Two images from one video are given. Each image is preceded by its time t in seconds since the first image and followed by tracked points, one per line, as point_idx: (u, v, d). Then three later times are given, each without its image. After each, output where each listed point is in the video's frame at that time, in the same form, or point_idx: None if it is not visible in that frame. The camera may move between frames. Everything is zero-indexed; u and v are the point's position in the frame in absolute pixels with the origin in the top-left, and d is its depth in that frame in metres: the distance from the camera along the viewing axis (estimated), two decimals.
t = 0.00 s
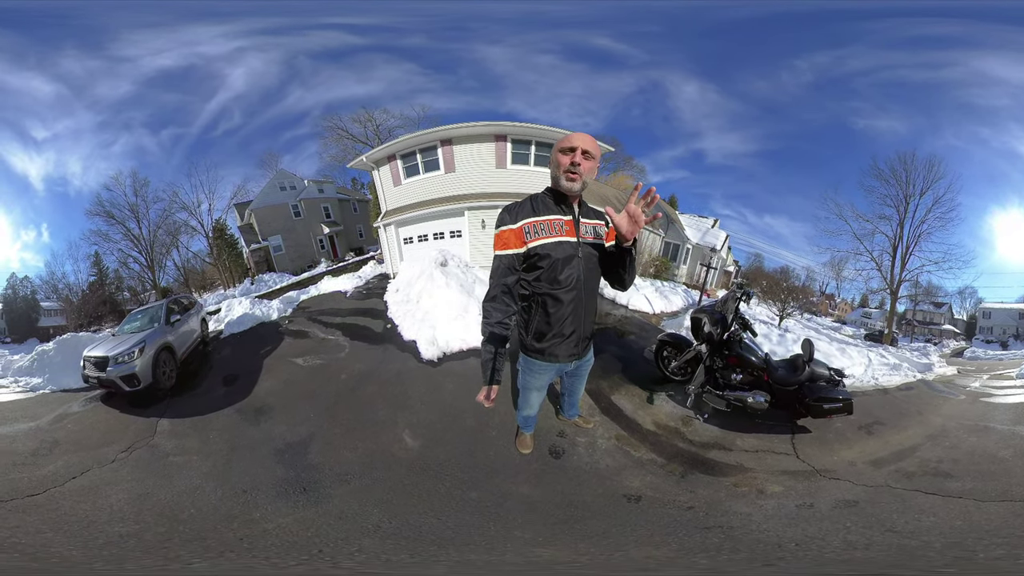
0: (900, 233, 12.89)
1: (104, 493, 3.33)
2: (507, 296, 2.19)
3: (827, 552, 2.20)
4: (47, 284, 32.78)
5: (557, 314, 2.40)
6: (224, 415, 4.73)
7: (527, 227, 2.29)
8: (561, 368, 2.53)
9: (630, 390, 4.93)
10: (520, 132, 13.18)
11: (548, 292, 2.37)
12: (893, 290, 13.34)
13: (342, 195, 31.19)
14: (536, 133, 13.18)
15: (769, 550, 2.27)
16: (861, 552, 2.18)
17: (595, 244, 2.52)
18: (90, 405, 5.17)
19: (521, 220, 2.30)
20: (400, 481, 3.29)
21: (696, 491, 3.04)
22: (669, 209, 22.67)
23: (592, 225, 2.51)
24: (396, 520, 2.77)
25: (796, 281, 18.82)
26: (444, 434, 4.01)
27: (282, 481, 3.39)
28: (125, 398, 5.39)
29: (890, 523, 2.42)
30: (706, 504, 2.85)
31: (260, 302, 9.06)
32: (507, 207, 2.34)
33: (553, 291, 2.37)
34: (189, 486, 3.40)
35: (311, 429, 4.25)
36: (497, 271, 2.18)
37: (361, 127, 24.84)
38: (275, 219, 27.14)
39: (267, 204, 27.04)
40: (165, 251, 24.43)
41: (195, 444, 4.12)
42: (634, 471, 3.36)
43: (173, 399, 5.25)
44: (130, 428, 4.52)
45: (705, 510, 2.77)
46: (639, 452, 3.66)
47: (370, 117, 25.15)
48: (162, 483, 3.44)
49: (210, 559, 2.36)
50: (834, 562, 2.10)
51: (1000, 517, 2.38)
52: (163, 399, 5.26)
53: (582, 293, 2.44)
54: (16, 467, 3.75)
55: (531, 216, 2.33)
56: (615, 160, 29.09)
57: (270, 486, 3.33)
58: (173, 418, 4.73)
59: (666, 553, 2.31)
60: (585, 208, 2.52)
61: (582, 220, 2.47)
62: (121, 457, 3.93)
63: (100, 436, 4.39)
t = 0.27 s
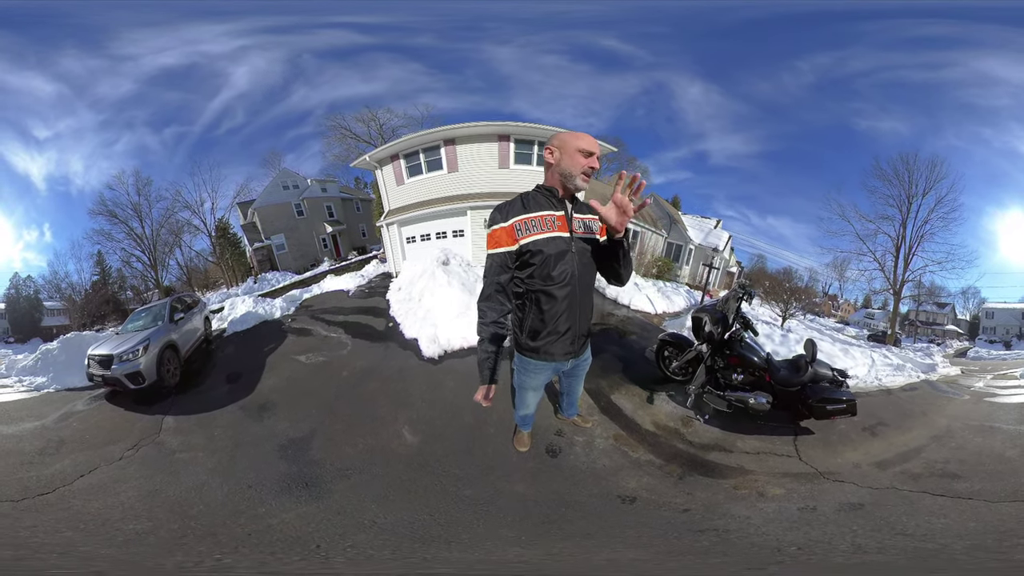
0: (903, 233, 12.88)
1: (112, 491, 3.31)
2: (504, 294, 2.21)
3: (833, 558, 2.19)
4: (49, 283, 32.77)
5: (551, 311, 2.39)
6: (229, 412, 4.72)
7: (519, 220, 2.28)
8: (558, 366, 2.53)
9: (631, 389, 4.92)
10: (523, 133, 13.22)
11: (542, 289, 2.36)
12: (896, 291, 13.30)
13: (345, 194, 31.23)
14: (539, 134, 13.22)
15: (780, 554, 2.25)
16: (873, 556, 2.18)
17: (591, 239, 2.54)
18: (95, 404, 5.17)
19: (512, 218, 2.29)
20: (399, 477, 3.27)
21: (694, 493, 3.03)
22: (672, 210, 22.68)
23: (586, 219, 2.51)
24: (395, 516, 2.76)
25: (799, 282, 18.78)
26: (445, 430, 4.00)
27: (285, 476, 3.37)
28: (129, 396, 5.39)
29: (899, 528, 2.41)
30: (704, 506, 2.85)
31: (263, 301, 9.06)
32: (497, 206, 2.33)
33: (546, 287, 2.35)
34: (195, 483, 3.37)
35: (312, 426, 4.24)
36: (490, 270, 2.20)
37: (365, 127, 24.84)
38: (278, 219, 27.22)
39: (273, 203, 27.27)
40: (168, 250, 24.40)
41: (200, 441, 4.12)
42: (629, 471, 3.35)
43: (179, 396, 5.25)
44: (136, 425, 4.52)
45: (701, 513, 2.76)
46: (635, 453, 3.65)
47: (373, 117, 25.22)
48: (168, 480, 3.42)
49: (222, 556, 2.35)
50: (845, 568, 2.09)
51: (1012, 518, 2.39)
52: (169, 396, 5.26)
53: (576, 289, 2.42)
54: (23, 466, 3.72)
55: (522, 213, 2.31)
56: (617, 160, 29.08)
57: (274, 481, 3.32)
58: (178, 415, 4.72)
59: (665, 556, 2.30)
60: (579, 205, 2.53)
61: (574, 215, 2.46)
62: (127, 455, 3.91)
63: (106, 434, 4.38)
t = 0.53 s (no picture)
0: (905, 233, 12.87)
1: (119, 492, 3.30)
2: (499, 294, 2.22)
3: (829, 552, 2.19)
4: (52, 283, 32.79)
5: (547, 311, 2.38)
6: (233, 411, 4.72)
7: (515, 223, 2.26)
8: (557, 366, 2.52)
9: (632, 388, 4.92)
10: (526, 133, 13.26)
11: (537, 290, 2.35)
12: (898, 291, 13.31)
13: (348, 194, 31.22)
14: (543, 134, 13.26)
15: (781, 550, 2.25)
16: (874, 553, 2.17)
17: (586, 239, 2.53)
18: (98, 404, 5.16)
19: (507, 218, 2.28)
20: (405, 475, 3.27)
21: (691, 492, 3.03)
22: (674, 210, 22.70)
23: (581, 220, 2.50)
24: (401, 513, 2.77)
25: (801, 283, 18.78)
26: (448, 428, 4.00)
27: (292, 476, 3.38)
28: (133, 395, 5.39)
29: (899, 527, 2.40)
30: (699, 505, 2.85)
31: (266, 300, 9.06)
32: (493, 206, 2.33)
33: (543, 288, 2.35)
34: (202, 483, 3.37)
35: (318, 424, 4.26)
36: (485, 271, 2.21)
37: (368, 126, 24.81)
38: (282, 218, 27.24)
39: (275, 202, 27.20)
40: (171, 249, 24.34)
41: (205, 441, 4.12)
42: (627, 470, 3.35)
43: (183, 395, 5.24)
44: (140, 426, 4.51)
45: (696, 511, 2.75)
46: (636, 451, 3.65)
47: (376, 116, 25.24)
48: (175, 481, 3.42)
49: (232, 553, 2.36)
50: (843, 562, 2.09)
51: (1016, 519, 2.37)
52: (173, 395, 5.25)
53: (572, 290, 2.40)
54: (27, 467, 3.70)
55: (517, 214, 2.31)
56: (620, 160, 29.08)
57: (281, 480, 3.33)
58: (182, 415, 4.72)
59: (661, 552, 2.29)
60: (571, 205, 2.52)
61: (569, 215, 2.46)
62: (132, 456, 3.91)
63: (110, 434, 4.37)
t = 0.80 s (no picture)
0: (907, 233, 12.88)
1: (125, 492, 3.29)
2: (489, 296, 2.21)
3: (827, 552, 2.18)
4: (55, 282, 32.84)
5: (536, 310, 2.36)
6: (238, 410, 4.72)
7: (503, 222, 2.27)
8: (550, 366, 2.50)
9: (634, 386, 4.91)
10: (530, 133, 13.28)
11: (525, 289, 2.33)
12: (901, 291, 13.32)
13: (351, 193, 31.24)
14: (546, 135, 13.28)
15: (783, 548, 2.25)
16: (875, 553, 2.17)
17: (578, 236, 2.45)
18: (101, 403, 5.15)
19: (497, 216, 2.29)
20: (410, 472, 3.27)
21: (690, 490, 3.02)
22: (676, 211, 22.72)
23: (572, 217, 2.45)
24: (405, 509, 2.77)
25: (804, 283, 18.78)
26: (452, 426, 3.98)
27: (298, 474, 3.37)
28: (136, 394, 5.38)
29: (900, 528, 2.39)
30: (696, 503, 2.84)
31: (269, 299, 9.05)
32: (484, 206, 2.36)
33: (532, 286, 2.33)
34: (208, 483, 3.36)
35: (323, 422, 4.24)
36: (475, 269, 2.21)
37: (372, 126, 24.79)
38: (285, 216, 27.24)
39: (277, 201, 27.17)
40: (174, 248, 24.27)
41: (210, 439, 4.11)
42: (628, 468, 3.34)
43: (187, 394, 5.24)
44: (143, 425, 4.50)
45: (694, 510, 2.75)
46: (637, 449, 3.64)
47: (380, 116, 25.26)
48: (180, 480, 3.41)
49: (241, 551, 2.37)
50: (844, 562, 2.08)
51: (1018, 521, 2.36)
52: (176, 394, 5.24)
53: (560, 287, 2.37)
54: (31, 467, 3.68)
55: (506, 212, 2.31)
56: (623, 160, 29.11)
57: (287, 478, 3.33)
58: (185, 414, 4.70)
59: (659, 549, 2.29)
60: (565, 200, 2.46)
61: (560, 212, 2.42)
62: (136, 455, 3.89)
63: (114, 434, 4.36)
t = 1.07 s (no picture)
0: (910, 234, 12.86)
1: (129, 492, 3.27)
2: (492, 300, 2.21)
3: (827, 553, 2.17)
4: (58, 281, 32.81)
5: (533, 313, 2.37)
6: (241, 409, 4.72)
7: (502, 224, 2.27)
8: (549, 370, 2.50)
9: (635, 387, 4.91)
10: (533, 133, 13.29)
11: (523, 291, 2.35)
12: (903, 291, 13.31)
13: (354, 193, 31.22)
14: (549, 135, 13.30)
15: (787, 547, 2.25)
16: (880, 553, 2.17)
17: (579, 237, 2.41)
18: (104, 403, 5.12)
19: (495, 217, 2.29)
20: (414, 471, 3.27)
21: (690, 490, 3.02)
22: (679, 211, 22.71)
23: (574, 218, 2.39)
24: (410, 508, 2.77)
25: (806, 284, 18.76)
26: (455, 425, 3.97)
27: (301, 474, 3.37)
28: (139, 394, 5.36)
29: (904, 526, 2.40)
30: (695, 502, 2.85)
31: (272, 298, 9.04)
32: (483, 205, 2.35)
33: (529, 288, 2.32)
34: (213, 483, 3.35)
35: (326, 421, 4.25)
36: (473, 271, 2.22)
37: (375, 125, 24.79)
38: (288, 216, 27.27)
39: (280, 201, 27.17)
40: (176, 248, 24.26)
41: (214, 439, 4.11)
42: (629, 467, 3.34)
43: (191, 393, 5.24)
44: (147, 425, 4.48)
45: (694, 509, 2.75)
46: (638, 449, 3.64)
47: (383, 116, 25.27)
48: (184, 480, 3.40)
49: (243, 552, 2.35)
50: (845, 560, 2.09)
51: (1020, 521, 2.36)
52: (180, 394, 5.24)
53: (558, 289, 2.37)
54: (34, 468, 3.67)
55: (505, 212, 2.30)
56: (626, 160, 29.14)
57: (293, 477, 3.33)
58: (189, 414, 4.69)
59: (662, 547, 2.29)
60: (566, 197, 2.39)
61: (560, 212, 2.38)
62: (140, 456, 3.88)
63: (117, 434, 4.34)
